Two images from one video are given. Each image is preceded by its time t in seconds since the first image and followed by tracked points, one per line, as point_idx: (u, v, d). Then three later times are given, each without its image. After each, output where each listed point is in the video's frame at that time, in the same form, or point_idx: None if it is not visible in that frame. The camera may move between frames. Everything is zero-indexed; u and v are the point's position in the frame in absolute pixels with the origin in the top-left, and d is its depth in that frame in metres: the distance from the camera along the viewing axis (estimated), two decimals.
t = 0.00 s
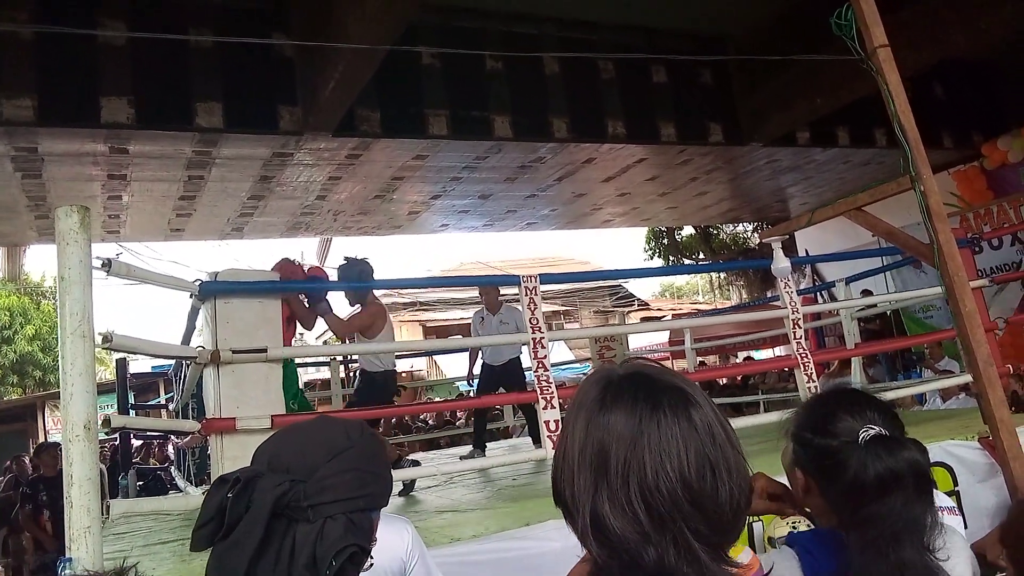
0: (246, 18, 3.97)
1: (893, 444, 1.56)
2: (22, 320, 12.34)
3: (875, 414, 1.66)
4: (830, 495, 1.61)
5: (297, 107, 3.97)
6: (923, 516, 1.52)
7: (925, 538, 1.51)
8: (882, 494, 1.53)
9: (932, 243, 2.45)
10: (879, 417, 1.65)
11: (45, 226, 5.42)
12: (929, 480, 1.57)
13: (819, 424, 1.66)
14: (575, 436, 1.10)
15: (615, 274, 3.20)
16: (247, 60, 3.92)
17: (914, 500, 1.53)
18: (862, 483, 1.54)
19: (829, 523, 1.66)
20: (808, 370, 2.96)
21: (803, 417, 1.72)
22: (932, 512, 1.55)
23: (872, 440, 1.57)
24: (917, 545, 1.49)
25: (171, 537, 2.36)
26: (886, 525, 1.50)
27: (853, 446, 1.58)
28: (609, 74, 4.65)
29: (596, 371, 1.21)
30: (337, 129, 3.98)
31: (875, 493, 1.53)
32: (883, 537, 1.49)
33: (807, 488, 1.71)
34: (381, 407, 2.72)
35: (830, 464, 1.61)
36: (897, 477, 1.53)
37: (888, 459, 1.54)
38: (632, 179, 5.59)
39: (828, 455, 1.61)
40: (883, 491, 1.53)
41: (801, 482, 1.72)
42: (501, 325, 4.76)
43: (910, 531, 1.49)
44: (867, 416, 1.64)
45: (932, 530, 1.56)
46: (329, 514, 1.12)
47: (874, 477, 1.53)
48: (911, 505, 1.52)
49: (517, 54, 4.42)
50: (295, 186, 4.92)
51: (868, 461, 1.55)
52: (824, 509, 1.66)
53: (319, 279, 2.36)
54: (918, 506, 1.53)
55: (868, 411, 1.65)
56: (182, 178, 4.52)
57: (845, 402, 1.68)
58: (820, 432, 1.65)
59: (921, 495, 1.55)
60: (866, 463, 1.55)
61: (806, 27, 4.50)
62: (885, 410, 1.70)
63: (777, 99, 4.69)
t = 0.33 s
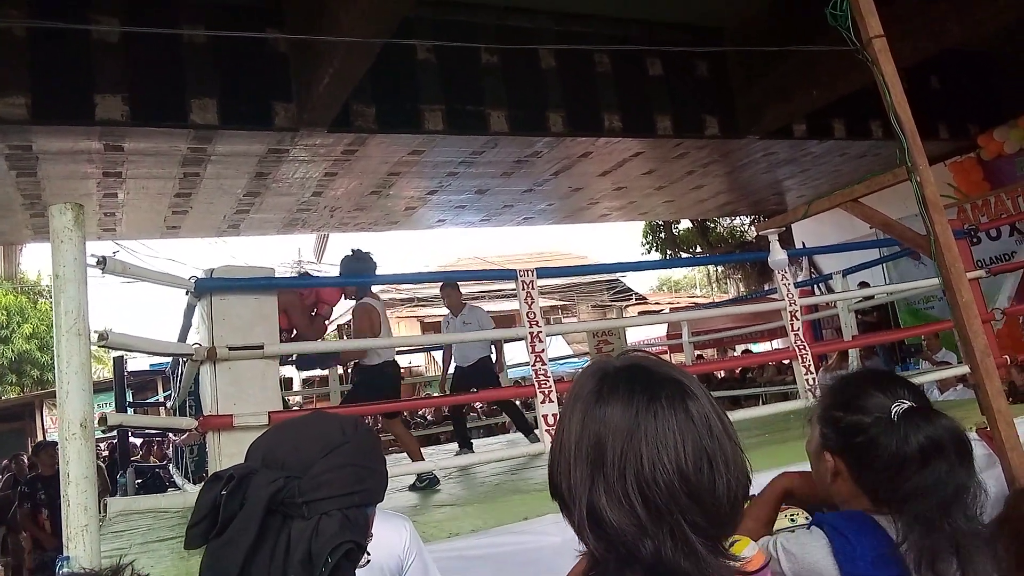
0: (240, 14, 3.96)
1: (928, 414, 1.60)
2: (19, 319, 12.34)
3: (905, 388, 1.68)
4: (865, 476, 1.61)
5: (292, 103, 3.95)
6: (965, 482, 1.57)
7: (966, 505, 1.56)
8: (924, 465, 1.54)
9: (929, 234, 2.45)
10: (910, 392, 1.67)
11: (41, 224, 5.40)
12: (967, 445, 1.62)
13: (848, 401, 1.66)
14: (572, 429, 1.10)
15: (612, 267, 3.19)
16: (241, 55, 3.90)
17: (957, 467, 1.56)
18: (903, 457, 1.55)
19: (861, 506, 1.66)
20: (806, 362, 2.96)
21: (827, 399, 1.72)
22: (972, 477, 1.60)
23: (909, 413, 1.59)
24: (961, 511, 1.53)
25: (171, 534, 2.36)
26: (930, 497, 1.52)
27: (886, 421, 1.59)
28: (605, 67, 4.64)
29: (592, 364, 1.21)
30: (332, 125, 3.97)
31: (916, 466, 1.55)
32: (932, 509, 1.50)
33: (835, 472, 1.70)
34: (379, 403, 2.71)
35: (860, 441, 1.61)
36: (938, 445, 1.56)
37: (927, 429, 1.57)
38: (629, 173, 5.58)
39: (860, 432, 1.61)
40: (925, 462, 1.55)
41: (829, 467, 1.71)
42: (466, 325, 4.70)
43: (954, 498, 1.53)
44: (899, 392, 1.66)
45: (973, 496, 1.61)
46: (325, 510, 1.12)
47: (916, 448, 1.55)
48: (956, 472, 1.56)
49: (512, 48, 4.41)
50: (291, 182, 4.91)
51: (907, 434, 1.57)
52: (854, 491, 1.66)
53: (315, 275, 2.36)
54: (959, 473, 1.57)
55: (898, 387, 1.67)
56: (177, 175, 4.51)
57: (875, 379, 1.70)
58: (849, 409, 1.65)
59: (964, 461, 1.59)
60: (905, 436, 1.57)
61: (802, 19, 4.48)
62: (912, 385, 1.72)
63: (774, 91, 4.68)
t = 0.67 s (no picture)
0: (230, 9, 3.94)
1: (920, 391, 1.62)
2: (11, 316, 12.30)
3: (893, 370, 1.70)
4: (859, 458, 1.62)
5: (284, 98, 3.94)
6: (957, 456, 1.59)
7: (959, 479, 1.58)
8: (918, 440, 1.56)
9: (919, 226, 2.46)
10: (898, 373, 1.69)
11: (31, 221, 5.37)
12: (959, 420, 1.64)
13: (840, 385, 1.67)
14: (561, 422, 1.11)
15: (605, 262, 3.20)
16: (231, 51, 3.89)
17: (949, 440, 1.58)
18: (896, 436, 1.57)
19: (859, 493, 1.66)
20: (797, 355, 2.97)
21: (818, 387, 1.74)
22: (964, 452, 1.62)
23: (898, 392, 1.61)
24: (955, 486, 1.55)
25: (163, 531, 2.36)
26: (924, 471, 1.53)
27: (878, 401, 1.61)
28: (597, 62, 4.64)
29: (582, 358, 1.22)
30: (324, 120, 3.96)
31: (909, 441, 1.56)
32: (925, 484, 1.52)
33: (831, 461, 1.70)
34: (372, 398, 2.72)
35: (853, 425, 1.62)
36: (930, 420, 1.58)
37: (919, 404, 1.59)
38: (621, 168, 5.59)
39: (853, 415, 1.62)
40: (919, 435, 1.56)
41: (824, 457, 1.72)
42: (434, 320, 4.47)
43: (947, 473, 1.55)
44: (888, 373, 1.68)
45: (965, 472, 1.62)
46: (317, 507, 1.13)
47: (910, 424, 1.57)
48: (949, 442, 1.58)
49: (504, 44, 4.41)
50: (284, 178, 4.90)
51: (899, 411, 1.58)
52: (852, 478, 1.67)
53: (308, 271, 2.35)
54: (951, 448, 1.58)
55: (888, 369, 1.69)
56: (168, 172, 4.49)
57: (865, 364, 1.71)
58: (841, 393, 1.66)
59: (955, 435, 1.61)
60: (897, 412, 1.58)
61: (794, 13, 4.49)
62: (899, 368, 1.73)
63: (766, 85, 4.70)
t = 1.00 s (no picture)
0: None
1: (895, 386, 1.62)
2: None
3: (874, 364, 1.70)
4: (835, 450, 1.61)
5: (272, 91, 3.90)
6: (932, 451, 1.58)
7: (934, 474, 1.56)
8: (890, 435, 1.55)
9: (908, 219, 2.46)
10: (879, 367, 1.68)
11: (17, 214, 5.31)
12: (934, 417, 1.64)
13: (820, 380, 1.67)
14: (547, 414, 1.09)
15: (595, 255, 3.19)
16: (219, 42, 3.85)
17: (922, 437, 1.58)
18: (869, 429, 1.56)
19: (836, 487, 1.66)
20: (787, 349, 2.97)
21: (803, 378, 1.73)
22: (939, 448, 1.61)
23: (875, 387, 1.61)
24: (927, 481, 1.53)
25: (148, 527, 2.33)
26: (895, 465, 1.52)
27: (855, 396, 1.60)
28: (588, 55, 4.62)
29: (570, 349, 1.21)
30: (313, 113, 3.92)
31: (882, 436, 1.56)
32: (896, 477, 1.51)
33: (811, 456, 1.70)
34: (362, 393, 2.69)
35: (829, 418, 1.62)
36: (903, 416, 1.58)
37: (893, 399, 1.60)
38: (612, 162, 5.57)
39: (832, 408, 1.61)
40: (891, 431, 1.56)
41: (805, 451, 1.71)
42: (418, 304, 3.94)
43: (920, 468, 1.53)
44: (868, 367, 1.68)
45: (941, 468, 1.61)
46: (302, 502, 1.11)
47: (882, 419, 1.57)
48: (921, 440, 1.57)
49: (495, 36, 4.39)
50: (272, 171, 4.85)
51: (875, 405, 1.58)
52: (830, 473, 1.66)
53: (297, 264, 2.33)
54: (925, 444, 1.58)
55: (868, 363, 1.69)
56: (155, 164, 4.43)
57: (847, 358, 1.71)
58: (820, 386, 1.66)
59: (929, 431, 1.60)
60: (872, 406, 1.58)
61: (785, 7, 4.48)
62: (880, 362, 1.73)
63: (756, 79, 4.69)
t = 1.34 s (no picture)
0: None
1: (881, 379, 1.64)
2: None
3: (862, 358, 1.72)
4: (823, 443, 1.64)
5: (260, 83, 3.88)
6: (917, 445, 1.60)
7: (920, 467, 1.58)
8: (876, 429, 1.57)
9: (894, 213, 2.48)
10: (866, 360, 1.71)
11: None
12: (921, 410, 1.65)
13: (809, 373, 1.70)
14: (532, 405, 1.10)
15: (583, 249, 3.19)
16: (205, 33, 3.82)
17: (909, 430, 1.60)
18: (856, 422, 1.59)
19: (825, 480, 1.67)
20: (773, 343, 3.00)
21: (791, 370, 1.76)
22: (925, 442, 1.63)
23: (863, 380, 1.63)
24: (914, 475, 1.55)
25: (135, 520, 2.33)
26: (883, 458, 1.54)
27: (842, 388, 1.63)
28: (577, 49, 4.62)
29: (557, 340, 1.22)
30: (302, 106, 3.91)
31: (868, 429, 1.58)
32: (883, 470, 1.52)
33: (800, 448, 1.72)
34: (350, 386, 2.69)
35: (819, 410, 1.65)
36: (891, 409, 1.60)
37: (880, 393, 1.61)
38: (601, 156, 5.58)
39: (819, 401, 1.65)
40: (878, 424, 1.58)
41: (793, 442, 1.75)
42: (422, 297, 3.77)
43: (907, 461, 1.55)
44: (856, 360, 1.70)
45: (926, 461, 1.63)
46: (285, 494, 1.11)
47: (869, 412, 1.59)
48: (908, 433, 1.59)
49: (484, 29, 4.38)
50: (260, 163, 4.83)
51: (862, 399, 1.60)
52: (819, 464, 1.67)
53: (284, 257, 2.32)
54: (911, 436, 1.60)
55: (856, 356, 1.71)
56: (141, 156, 4.40)
57: (834, 351, 1.74)
58: (810, 379, 1.69)
59: (916, 425, 1.62)
60: (859, 400, 1.60)
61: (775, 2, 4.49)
62: (869, 355, 1.75)
63: (745, 74, 4.71)
